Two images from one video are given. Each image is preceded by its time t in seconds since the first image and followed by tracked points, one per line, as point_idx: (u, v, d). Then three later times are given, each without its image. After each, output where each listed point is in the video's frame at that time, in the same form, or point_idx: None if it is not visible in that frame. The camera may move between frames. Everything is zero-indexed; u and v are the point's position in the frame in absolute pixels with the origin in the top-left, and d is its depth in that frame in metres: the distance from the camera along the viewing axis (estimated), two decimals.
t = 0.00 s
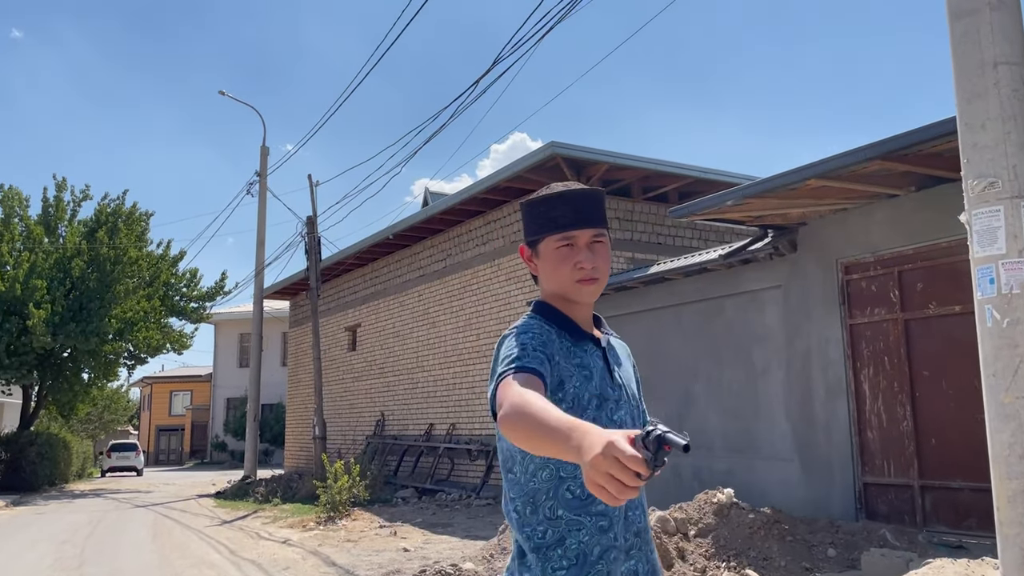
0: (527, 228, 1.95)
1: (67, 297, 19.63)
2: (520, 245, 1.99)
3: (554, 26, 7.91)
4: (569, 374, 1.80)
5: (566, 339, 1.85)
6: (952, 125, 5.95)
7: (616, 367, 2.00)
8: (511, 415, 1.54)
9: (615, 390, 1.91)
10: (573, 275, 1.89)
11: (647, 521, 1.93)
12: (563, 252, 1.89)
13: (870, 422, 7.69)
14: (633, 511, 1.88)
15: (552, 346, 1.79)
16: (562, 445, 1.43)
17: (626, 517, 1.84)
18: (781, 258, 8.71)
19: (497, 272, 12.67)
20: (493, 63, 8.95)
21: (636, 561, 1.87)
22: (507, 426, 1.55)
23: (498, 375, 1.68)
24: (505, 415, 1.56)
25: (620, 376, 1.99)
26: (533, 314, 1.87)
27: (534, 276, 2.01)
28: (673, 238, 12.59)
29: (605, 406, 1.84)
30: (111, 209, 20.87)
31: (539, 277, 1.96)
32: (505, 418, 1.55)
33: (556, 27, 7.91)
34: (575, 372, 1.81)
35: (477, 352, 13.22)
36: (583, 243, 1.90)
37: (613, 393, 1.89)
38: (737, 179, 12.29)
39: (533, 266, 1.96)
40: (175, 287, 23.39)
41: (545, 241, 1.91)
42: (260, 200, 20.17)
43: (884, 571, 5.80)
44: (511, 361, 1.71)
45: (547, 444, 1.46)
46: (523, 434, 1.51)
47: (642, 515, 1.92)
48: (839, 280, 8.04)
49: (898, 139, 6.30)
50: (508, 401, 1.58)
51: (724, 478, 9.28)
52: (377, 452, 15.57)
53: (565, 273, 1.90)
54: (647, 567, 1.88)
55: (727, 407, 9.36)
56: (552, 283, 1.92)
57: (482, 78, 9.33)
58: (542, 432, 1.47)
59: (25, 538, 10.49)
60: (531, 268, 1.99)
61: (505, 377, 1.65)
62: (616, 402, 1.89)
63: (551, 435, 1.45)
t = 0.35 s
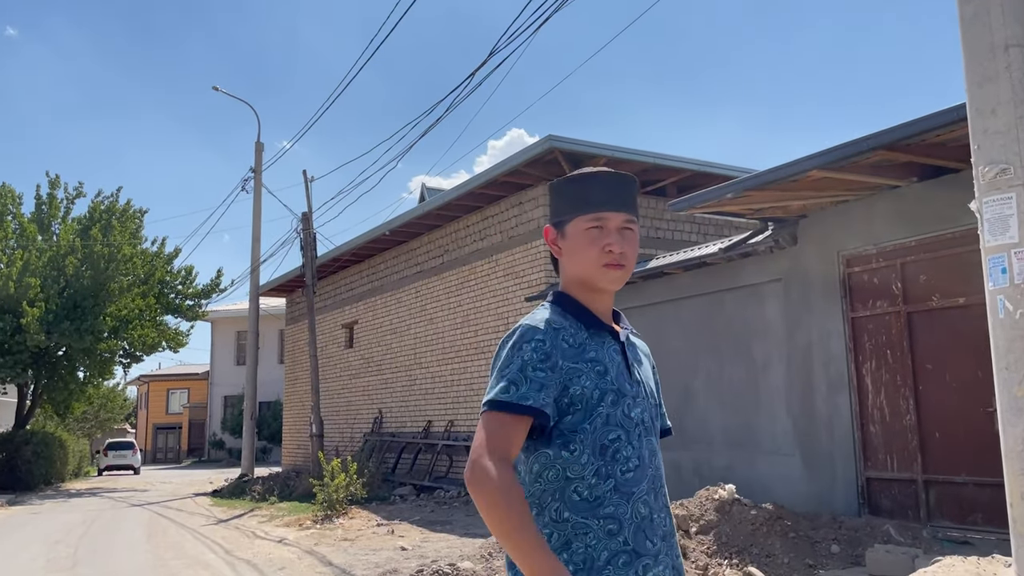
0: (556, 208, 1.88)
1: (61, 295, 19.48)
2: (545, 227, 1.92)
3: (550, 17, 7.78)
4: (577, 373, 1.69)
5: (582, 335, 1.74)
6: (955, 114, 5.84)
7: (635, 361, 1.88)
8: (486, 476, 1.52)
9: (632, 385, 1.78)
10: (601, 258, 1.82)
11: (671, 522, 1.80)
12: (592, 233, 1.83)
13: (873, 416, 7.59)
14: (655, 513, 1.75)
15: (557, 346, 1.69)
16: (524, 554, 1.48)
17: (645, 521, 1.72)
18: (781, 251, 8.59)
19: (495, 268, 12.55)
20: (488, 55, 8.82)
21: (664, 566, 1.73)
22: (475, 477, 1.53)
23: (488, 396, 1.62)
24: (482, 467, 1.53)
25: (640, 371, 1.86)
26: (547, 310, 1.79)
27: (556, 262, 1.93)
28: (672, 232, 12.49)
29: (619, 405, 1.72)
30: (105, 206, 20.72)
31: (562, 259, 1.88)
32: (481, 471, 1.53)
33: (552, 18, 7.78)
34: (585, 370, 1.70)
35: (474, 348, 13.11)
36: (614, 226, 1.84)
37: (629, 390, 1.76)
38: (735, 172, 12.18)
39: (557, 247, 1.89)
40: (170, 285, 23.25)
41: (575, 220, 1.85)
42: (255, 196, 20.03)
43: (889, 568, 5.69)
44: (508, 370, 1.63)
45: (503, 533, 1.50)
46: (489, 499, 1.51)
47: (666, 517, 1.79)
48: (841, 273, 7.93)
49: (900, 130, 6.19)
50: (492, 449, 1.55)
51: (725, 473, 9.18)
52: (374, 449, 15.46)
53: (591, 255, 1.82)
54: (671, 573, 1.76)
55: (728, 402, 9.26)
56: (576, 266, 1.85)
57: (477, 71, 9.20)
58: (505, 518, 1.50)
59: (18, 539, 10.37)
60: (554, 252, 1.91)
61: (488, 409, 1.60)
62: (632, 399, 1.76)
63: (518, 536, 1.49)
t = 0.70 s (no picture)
0: (593, 176, 1.78)
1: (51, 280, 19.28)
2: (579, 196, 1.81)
3: None
4: (572, 357, 1.56)
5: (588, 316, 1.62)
6: (958, 91, 5.69)
7: (651, 350, 1.72)
8: (460, 468, 1.52)
9: (639, 375, 1.64)
10: (637, 231, 1.71)
11: (672, 524, 1.64)
12: (631, 205, 1.73)
13: (871, 399, 7.49)
14: (652, 513, 1.60)
15: (552, 326, 1.57)
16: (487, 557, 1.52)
17: (638, 520, 1.57)
18: (778, 233, 8.46)
19: (488, 252, 12.40)
20: (480, 32, 8.63)
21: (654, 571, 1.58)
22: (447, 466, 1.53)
23: (470, 375, 1.55)
24: (457, 458, 1.52)
25: (654, 360, 1.71)
26: (571, 293, 1.65)
27: (584, 235, 1.82)
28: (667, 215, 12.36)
29: (618, 394, 1.58)
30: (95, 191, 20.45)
31: (592, 230, 1.77)
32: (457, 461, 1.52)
33: None
34: (583, 354, 1.57)
35: (468, 333, 12.98)
36: (654, 203, 1.74)
37: (634, 379, 1.62)
38: (731, 153, 12.03)
39: (588, 218, 1.78)
40: (162, 270, 23.04)
41: (614, 189, 1.75)
42: (246, 180, 19.81)
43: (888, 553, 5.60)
44: (493, 345, 1.54)
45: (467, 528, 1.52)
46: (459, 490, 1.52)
47: (666, 519, 1.63)
48: (838, 255, 7.81)
49: (901, 107, 6.04)
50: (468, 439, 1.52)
51: (721, 457, 9.11)
52: (368, 435, 15.36)
53: (628, 227, 1.72)
54: None
55: (725, 386, 9.18)
56: (608, 237, 1.73)
57: (469, 49, 9.01)
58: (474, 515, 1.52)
59: (7, 527, 10.24)
60: (584, 224, 1.80)
61: (467, 390, 1.54)
62: (636, 389, 1.62)
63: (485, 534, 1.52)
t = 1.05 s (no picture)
0: (624, 172, 1.66)
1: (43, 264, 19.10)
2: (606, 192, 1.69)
3: None
4: (564, 349, 1.44)
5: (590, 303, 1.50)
6: (962, 73, 5.54)
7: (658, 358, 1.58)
8: (415, 414, 1.40)
9: (635, 383, 1.50)
10: (661, 233, 1.58)
11: (653, 547, 1.49)
12: (659, 205, 1.60)
13: (869, 386, 7.38)
14: (630, 527, 1.46)
15: (550, 308, 1.46)
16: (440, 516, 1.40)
17: (611, 533, 1.44)
18: (776, 218, 8.33)
19: (483, 236, 12.27)
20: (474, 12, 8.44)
21: None
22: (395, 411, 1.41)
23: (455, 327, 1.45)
24: (412, 402, 1.40)
25: (658, 370, 1.56)
26: (583, 283, 1.54)
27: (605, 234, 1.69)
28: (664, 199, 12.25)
29: (609, 396, 1.46)
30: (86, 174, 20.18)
31: (614, 229, 1.64)
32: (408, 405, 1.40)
33: None
34: (575, 346, 1.45)
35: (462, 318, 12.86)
36: (683, 208, 1.62)
37: (629, 384, 1.48)
38: (729, 137, 11.88)
39: (612, 216, 1.65)
40: (155, 254, 22.84)
41: (643, 186, 1.62)
42: (239, 163, 19.58)
43: (887, 544, 5.52)
44: (485, 312, 1.45)
45: (422, 481, 1.41)
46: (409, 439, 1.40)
47: (647, 539, 1.48)
48: (838, 240, 7.68)
49: (904, 89, 5.89)
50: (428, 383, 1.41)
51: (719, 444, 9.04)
52: (363, 420, 15.27)
53: (651, 227, 1.59)
54: None
55: (721, 372, 9.08)
56: (628, 237, 1.60)
57: (463, 30, 8.83)
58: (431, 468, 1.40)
59: None
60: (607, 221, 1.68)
61: (446, 339, 1.43)
62: (629, 395, 1.48)
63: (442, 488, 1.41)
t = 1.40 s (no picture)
0: (656, 184, 1.55)
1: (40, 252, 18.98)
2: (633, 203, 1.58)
3: None
4: (562, 349, 1.35)
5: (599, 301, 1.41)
6: (968, 59, 5.42)
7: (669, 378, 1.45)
8: (401, 369, 1.33)
9: (638, 398, 1.38)
10: (686, 252, 1.46)
11: (649, 564, 1.38)
12: (689, 224, 1.49)
13: (870, 376, 7.28)
14: (621, 543, 1.36)
15: (555, 304, 1.38)
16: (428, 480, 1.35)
17: (601, 547, 1.35)
18: (777, 207, 8.22)
19: (481, 224, 12.15)
20: None
21: None
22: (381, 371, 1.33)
23: (458, 298, 1.40)
24: (400, 361, 1.33)
25: (665, 390, 1.44)
26: (598, 289, 1.44)
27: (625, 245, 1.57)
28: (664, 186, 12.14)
29: (606, 407, 1.35)
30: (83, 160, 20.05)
31: (637, 241, 1.52)
32: (396, 359, 1.33)
33: None
34: (575, 348, 1.35)
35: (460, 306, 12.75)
36: (713, 228, 1.50)
37: (630, 398, 1.37)
38: (729, 123, 11.74)
39: (636, 227, 1.54)
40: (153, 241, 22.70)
41: (675, 201, 1.51)
42: (236, 150, 19.42)
43: (889, 538, 5.45)
44: (488, 292, 1.39)
45: (405, 443, 1.34)
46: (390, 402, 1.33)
47: (643, 555, 1.38)
48: (839, 229, 7.57)
49: (908, 76, 5.76)
50: (418, 341, 1.34)
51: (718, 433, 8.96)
52: (361, 408, 15.19)
53: (677, 245, 1.47)
54: None
55: (721, 361, 8.99)
56: (651, 251, 1.49)
57: (459, 15, 8.69)
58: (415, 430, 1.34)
59: None
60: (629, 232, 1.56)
61: (445, 306, 1.38)
62: (631, 410, 1.37)
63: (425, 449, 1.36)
